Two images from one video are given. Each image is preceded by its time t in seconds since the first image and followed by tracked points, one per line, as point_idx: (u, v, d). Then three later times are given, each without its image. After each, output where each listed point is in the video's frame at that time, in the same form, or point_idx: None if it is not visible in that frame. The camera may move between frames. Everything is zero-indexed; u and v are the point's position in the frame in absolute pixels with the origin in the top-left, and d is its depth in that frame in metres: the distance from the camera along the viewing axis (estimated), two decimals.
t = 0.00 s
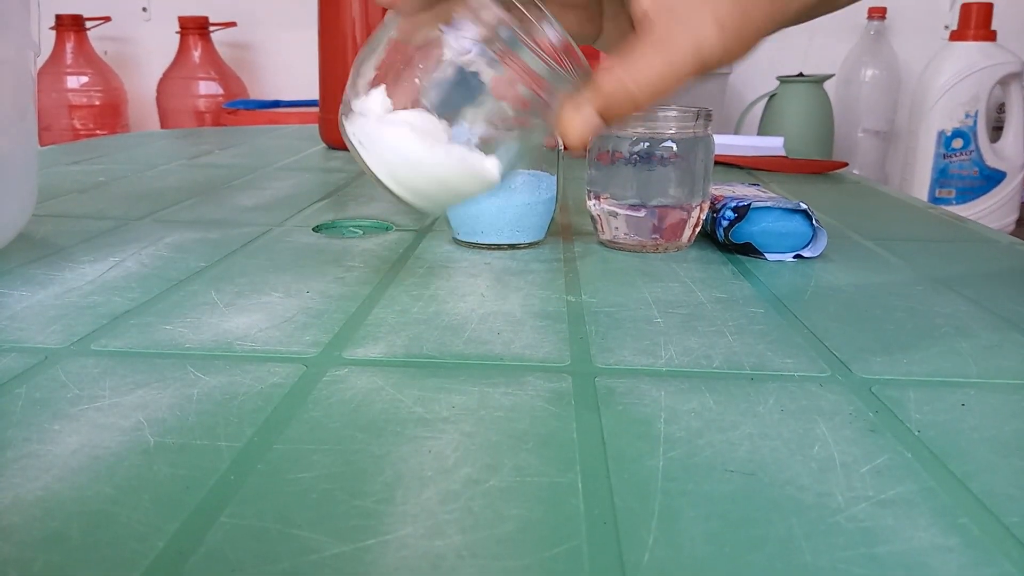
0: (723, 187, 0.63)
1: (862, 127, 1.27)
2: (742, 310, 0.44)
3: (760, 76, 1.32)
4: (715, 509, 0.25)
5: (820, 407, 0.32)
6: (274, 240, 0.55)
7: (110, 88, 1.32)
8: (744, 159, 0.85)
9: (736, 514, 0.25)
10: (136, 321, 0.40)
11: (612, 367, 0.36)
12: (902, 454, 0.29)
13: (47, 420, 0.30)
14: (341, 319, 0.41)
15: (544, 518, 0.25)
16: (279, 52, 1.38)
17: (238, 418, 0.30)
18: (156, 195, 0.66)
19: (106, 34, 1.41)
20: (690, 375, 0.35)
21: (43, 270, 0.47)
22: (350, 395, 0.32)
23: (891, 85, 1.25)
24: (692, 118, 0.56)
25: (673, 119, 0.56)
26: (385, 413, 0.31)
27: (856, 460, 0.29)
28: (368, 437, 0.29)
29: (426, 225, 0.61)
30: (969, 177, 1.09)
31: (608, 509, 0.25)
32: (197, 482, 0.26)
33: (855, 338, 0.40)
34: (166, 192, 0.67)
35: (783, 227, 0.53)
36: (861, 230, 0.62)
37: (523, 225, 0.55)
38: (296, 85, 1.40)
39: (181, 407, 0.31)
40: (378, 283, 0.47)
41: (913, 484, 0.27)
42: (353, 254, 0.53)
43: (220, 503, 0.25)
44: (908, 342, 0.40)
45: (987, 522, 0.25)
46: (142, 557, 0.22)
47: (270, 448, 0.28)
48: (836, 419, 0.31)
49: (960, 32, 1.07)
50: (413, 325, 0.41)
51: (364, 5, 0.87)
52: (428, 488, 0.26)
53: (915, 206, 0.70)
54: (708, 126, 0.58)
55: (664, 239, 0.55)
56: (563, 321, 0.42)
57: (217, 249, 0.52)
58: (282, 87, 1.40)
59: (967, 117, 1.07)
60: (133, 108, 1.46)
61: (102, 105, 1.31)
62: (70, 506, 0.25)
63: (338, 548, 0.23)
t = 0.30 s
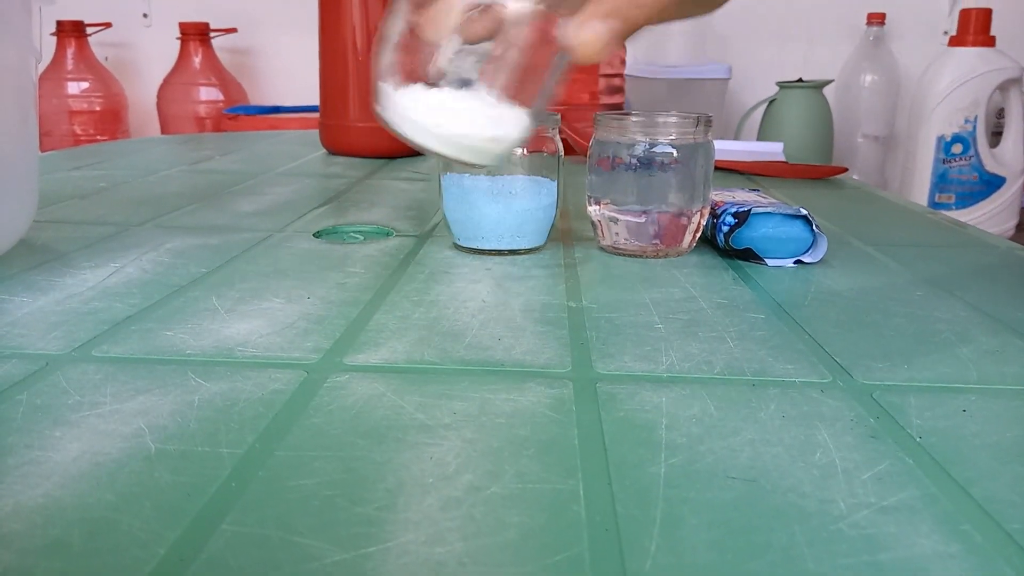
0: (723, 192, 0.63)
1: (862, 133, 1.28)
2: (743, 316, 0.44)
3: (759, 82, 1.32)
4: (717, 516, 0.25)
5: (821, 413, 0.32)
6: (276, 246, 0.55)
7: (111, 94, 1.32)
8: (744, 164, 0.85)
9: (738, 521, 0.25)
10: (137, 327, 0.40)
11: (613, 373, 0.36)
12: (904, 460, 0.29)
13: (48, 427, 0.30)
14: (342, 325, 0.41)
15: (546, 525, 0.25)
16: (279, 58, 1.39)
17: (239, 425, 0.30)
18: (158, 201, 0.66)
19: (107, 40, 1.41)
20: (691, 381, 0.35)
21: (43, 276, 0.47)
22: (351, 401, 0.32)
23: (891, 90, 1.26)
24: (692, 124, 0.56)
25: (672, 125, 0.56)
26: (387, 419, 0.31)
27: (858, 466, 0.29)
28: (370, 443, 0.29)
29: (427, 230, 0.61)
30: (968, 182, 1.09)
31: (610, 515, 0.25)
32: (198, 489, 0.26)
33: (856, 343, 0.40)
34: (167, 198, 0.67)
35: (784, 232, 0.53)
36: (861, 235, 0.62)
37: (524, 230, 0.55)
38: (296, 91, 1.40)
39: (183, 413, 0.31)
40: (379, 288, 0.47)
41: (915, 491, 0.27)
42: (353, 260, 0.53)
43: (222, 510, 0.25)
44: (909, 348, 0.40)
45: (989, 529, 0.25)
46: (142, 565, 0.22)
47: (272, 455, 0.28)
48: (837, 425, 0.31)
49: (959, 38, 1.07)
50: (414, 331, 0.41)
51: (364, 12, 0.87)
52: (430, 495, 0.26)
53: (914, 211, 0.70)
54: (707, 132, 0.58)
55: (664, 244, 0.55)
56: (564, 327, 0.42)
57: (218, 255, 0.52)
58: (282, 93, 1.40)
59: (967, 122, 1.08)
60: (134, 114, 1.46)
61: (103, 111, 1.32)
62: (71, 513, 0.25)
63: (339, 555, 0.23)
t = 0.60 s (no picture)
0: (723, 194, 0.63)
1: (862, 134, 1.26)
2: (745, 317, 0.44)
3: (759, 85, 1.32)
4: (719, 517, 0.25)
5: (824, 414, 0.32)
6: (277, 250, 0.55)
7: (113, 100, 1.33)
8: (745, 167, 0.86)
9: (740, 522, 0.25)
10: (140, 330, 0.40)
11: (615, 375, 0.36)
12: (906, 461, 0.29)
13: (50, 430, 0.30)
14: (343, 328, 0.41)
15: (549, 527, 0.25)
16: (281, 64, 1.39)
17: (241, 428, 0.30)
18: (160, 205, 0.66)
19: (109, 46, 1.42)
20: (694, 382, 0.35)
21: (45, 281, 0.47)
22: (352, 404, 0.32)
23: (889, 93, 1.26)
24: (692, 126, 0.56)
25: (673, 127, 0.56)
26: (388, 422, 0.31)
27: (860, 467, 0.29)
28: (372, 446, 0.29)
29: (428, 233, 0.61)
30: (968, 184, 1.09)
31: (613, 517, 0.25)
32: (200, 493, 0.26)
33: (857, 344, 0.40)
34: (169, 203, 0.68)
35: (784, 234, 0.53)
36: (862, 236, 0.62)
37: (525, 233, 0.55)
38: (297, 96, 1.40)
39: (185, 416, 0.31)
40: (381, 292, 0.47)
41: (918, 491, 0.27)
42: (355, 264, 0.53)
43: (224, 514, 0.25)
44: (911, 349, 0.40)
45: (992, 530, 0.25)
46: (144, 569, 0.22)
47: (273, 458, 0.28)
48: (840, 426, 0.31)
49: (958, 40, 1.07)
50: (415, 333, 0.41)
51: (365, 17, 0.88)
52: (432, 497, 0.26)
53: (915, 213, 0.70)
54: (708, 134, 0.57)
55: (665, 246, 0.55)
56: (565, 329, 0.42)
57: (220, 259, 0.52)
58: (284, 98, 1.41)
59: (966, 123, 1.08)
60: (136, 119, 1.47)
61: (105, 117, 1.32)
62: (74, 517, 0.25)
63: (342, 558, 0.23)
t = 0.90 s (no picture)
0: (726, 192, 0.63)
1: (865, 133, 1.27)
2: (747, 316, 0.44)
3: (762, 83, 1.32)
4: (722, 515, 0.25)
5: (826, 413, 0.32)
6: (280, 247, 0.55)
7: (115, 97, 1.33)
8: (748, 165, 0.85)
9: (743, 520, 0.25)
10: (142, 327, 0.40)
11: (617, 373, 0.36)
12: (910, 460, 0.29)
13: (52, 427, 0.30)
14: (345, 326, 0.41)
15: (552, 524, 0.25)
16: (283, 61, 1.39)
17: (244, 425, 0.30)
18: (163, 203, 0.66)
19: (112, 43, 1.42)
20: (696, 380, 0.35)
21: (47, 278, 0.47)
22: (354, 401, 0.32)
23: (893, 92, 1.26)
24: (695, 124, 0.56)
25: (675, 125, 0.56)
26: (390, 418, 0.31)
27: (864, 465, 0.28)
28: (374, 443, 0.29)
29: (430, 231, 0.61)
30: (971, 182, 1.09)
31: (616, 514, 0.25)
32: (202, 490, 0.26)
33: (861, 343, 0.40)
34: (171, 200, 0.68)
35: (787, 232, 0.53)
36: (866, 235, 0.62)
37: (528, 231, 0.55)
38: (300, 94, 1.40)
39: (187, 413, 0.31)
40: (383, 289, 0.47)
41: (921, 490, 0.27)
42: (357, 261, 0.53)
43: (226, 511, 0.25)
44: (914, 348, 0.40)
45: (997, 528, 0.25)
46: (146, 566, 0.22)
47: (275, 455, 0.28)
48: (843, 424, 0.31)
49: (962, 38, 1.07)
50: (418, 331, 0.41)
51: (368, 13, 0.88)
52: (434, 494, 0.26)
53: (919, 211, 0.70)
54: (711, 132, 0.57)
55: (668, 244, 0.55)
56: (568, 327, 0.42)
57: (222, 256, 0.52)
58: (286, 96, 1.41)
59: (970, 122, 1.07)
60: (138, 117, 1.47)
61: (107, 114, 1.32)
62: (76, 513, 0.25)
63: (345, 555, 0.23)
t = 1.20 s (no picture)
0: (732, 186, 0.62)
1: (871, 127, 1.26)
2: (753, 309, 0.43)
3: (766, 78, 1.32)
4: (729, 506, 0.25)
5: (834, 404, 0.32)
6: (282, 242, 0.55)
7: (118, 96, 1.33)
8: (752, 160, 0.85)
9: (749, 511, 0.25)
10: (144, 322, 0.40)
11: (622, 365, 0.35)
12: (919, 451, 0.29)
13: (53, 420, 0.30)
14: (348, 320, 0.41)
15: (556, 516, 0.24)
16: (285, 59, 1.39)
17: (246, 418, 0.30)
18: (165, 199, 0.66)
19: (114, 42, 1.42)
20: (702, 372, 0.35)
21: (50, 274, 0.47)
22: (357, 394, 0.32)
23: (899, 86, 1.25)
24: (699, 117, 0.55)
25: (680, 118, 0.56)
26: (394, 411, 0.31)
27: (872, 456, 0.28)
28: (377, 436, 0.29)
29: (434, 226, 0.61)
30: (978, 176, 1.08)
31: (621, 506, 0.25)
32: (203, 482, 0.26)
33: (868, 335, 0.40)
34: (173, 196, 0.67)
35: (793, 225, 0.52)
36: (872, 228, 0.61)
37: (531, 224, 0.54)
38: (302, 91, 1.40)
39: (189, 406, 0.31)
40: (385, 283, 0.47)
41: (930, 480, 0.27)
42: (360, 256, 0.52)
43: (227, 503, 0.25)
44: (921, 340, 0.39)
45: (1007, 519, 0.25)
46: (147, 558, 0.22)
47: (278, 447, 0.28)
48: (850, 416, 0.31)
49: (968, 32, 1.06)
50: (421, 324, 0.40)
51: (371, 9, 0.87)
52: (438, 486, 0.26)
53: (926, 205, 0.69)
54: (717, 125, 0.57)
55: (672, 238, 0.55)
56: (572, 320, 0.41)
57: (224, 252, 0.52)
58: (289, 93, 1.41)
59: (976, 116, 1.07)
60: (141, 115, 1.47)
61: (110, 113, 1.32)
62: (77, 506, 0.25)
63: (348, 546, 0.23)
